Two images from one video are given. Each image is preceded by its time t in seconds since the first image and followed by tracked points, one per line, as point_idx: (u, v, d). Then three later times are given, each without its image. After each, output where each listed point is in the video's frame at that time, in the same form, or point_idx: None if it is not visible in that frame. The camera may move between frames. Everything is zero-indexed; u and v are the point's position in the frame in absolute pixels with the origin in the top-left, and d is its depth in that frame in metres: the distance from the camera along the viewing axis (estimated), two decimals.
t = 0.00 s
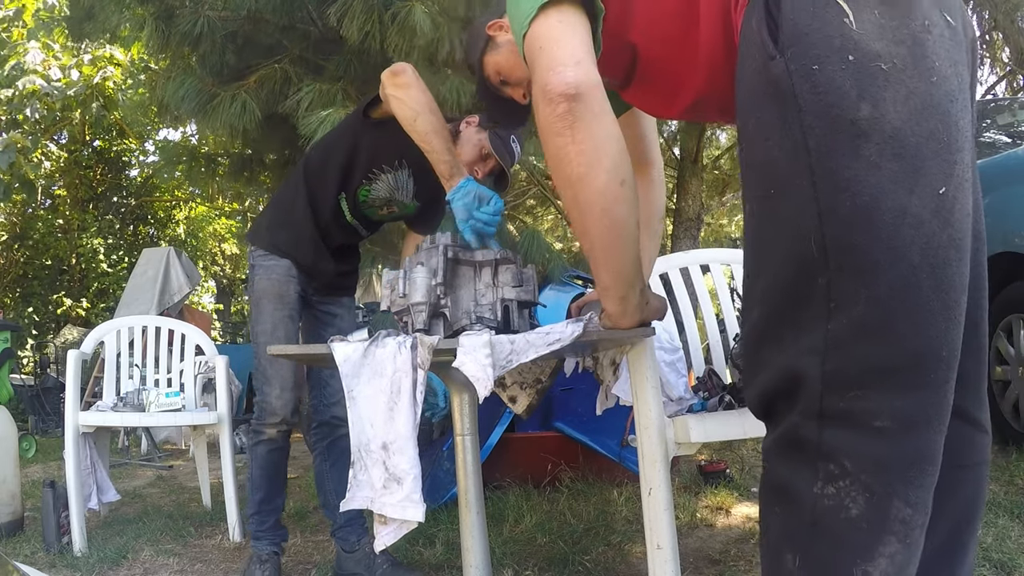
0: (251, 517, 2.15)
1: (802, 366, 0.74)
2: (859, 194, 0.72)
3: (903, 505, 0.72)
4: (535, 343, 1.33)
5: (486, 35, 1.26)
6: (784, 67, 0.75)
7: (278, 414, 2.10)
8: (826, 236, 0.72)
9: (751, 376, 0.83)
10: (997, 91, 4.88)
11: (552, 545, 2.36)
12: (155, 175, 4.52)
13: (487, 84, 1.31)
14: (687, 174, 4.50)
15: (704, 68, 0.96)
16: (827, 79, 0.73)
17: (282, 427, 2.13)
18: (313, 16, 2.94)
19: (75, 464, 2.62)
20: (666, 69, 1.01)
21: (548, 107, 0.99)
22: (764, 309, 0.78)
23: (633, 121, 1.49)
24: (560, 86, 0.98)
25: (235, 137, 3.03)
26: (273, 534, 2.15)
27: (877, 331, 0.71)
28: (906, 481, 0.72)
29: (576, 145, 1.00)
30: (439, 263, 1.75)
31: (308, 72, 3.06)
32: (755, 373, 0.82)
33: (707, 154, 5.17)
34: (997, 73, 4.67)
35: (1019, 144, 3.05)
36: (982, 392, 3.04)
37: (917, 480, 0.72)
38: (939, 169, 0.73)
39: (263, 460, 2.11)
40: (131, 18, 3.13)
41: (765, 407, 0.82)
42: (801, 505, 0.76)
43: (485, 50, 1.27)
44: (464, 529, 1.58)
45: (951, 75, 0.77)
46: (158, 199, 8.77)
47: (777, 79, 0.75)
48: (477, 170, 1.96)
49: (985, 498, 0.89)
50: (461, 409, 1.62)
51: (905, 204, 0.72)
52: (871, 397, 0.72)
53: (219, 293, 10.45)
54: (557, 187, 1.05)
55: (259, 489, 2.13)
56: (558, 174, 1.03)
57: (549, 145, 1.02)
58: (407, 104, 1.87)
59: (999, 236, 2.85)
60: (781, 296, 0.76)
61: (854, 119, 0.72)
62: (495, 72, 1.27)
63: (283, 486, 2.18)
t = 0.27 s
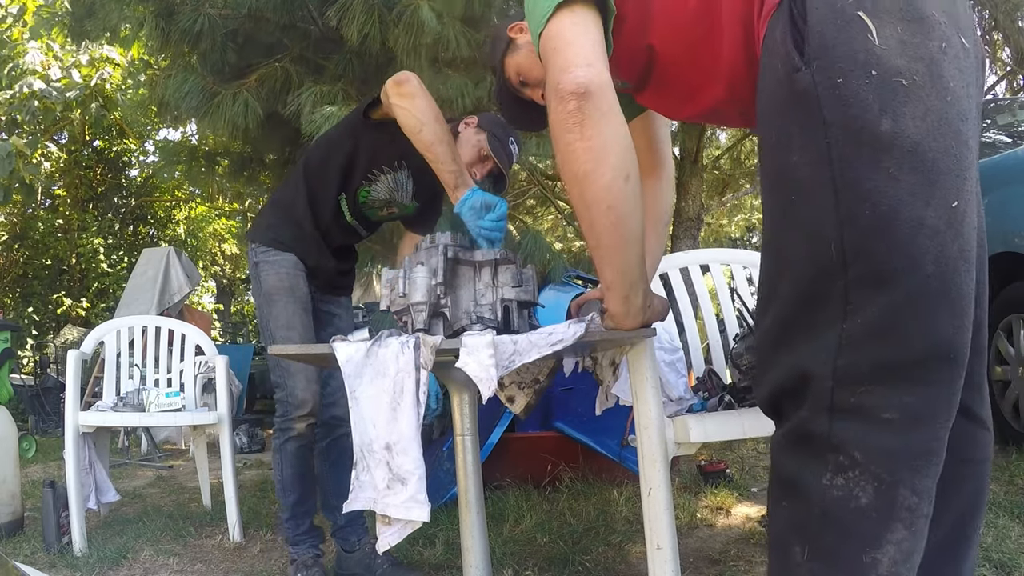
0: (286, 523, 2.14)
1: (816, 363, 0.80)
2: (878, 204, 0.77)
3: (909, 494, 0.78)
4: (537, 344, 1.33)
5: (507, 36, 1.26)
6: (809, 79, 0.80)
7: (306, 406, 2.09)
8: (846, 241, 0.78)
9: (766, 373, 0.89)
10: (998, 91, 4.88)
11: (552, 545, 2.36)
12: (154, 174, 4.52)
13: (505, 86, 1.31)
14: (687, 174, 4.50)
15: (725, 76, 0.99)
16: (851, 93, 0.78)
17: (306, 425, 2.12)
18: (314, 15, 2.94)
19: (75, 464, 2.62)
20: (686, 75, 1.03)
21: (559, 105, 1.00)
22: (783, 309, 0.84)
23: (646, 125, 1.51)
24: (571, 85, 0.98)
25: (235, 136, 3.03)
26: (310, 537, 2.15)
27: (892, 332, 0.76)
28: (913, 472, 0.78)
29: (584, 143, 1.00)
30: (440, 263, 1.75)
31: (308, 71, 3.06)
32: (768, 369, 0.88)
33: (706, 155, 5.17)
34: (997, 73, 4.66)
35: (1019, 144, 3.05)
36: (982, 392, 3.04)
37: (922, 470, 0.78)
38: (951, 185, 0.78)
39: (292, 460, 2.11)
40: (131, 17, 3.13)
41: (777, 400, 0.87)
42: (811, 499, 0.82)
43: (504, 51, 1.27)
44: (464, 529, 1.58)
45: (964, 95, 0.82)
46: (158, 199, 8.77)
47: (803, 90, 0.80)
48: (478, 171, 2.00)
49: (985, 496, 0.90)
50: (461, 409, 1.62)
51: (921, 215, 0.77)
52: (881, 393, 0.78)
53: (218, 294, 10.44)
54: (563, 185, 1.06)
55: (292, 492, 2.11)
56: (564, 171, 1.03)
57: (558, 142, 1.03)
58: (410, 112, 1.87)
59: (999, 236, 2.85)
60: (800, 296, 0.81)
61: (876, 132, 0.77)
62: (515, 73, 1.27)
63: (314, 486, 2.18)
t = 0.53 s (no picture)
0: (295, 532, 2.12)
1: (831, 363, 0.80)
2: (896, 207, 0.77)
3: (922, 488, 0.78)
4: (538, 344, 1.33)
5: (514, 40, 1.26)
6: (828, 82, 0.80)
7: (304, 412, 2.11)
8: (863, 243, 0.78)
9: (779, 372, 0.89)
10: (998, 91, 4.87)
11: (552, 545, 2.36)
12: (154, 174, 4.52)
13: (514, 89, 1.31)
14: (686, 174, 4.50)
15: (732, 81, 0.99)
16: (870, 98, 0.78)
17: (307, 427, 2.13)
18: (314, 15, 2.94)
19: (75, 464, 2.62)
20: (694, 79, 1.03)
21: (560, 104, 1.00)
22: (798, 309, 0.84)
23: (650, 127, 1.51)
24: (571, 85, 0.98)
25: (235, 136, 3.03)
26: (322, 545, 2.12)
27: (908, 333, 0.77)
28: (926, 466, 0.78)
29: (583, 142, 1.00)
30: (439, 262, 1.75)
31: (309, 70, 3.06)
32: (781, 369, 0.88)
33: (706, 155, 5.17)
34: (997, 73, 4.66)
35: (1020, 144, 3.05)
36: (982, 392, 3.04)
37: (935, 464, 0.78)
38: (964, 190, 0.80)
39: (295, 464, 2.11)
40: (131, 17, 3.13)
41: (789, 399, 0.88)
42: (824, 494, 0.82)
43: (511, 55, 1.27)
44: (464, 529, 1.58)
45: (974, 104, 0.83)
46: (158, 199, 8.77)
47: (821, 92, 0.80)
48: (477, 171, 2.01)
49: (986, 495, 0.90)
50: (461, 409, 1.62)
51: (936, 219, 0.78)
52: (895, 391, 0.78)
53: (218, 294, 10.45)
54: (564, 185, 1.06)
55: (299, 496, 2.12)
56: (565, 170, 1.03)
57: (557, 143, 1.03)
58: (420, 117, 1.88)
59: (999, 236, 2.85)
60: (816, 297, 0.82)
61: (894, 137, 0.78)
62: (523, 76, 1.27)
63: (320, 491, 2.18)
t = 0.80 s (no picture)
0: (296, 534, 2.12)
1: (838, 362, 0.80)
2: (905, 208, 0.77)
3: (927, 486, 0.78)
4: (537, 344, 1.33)
5: (512, 41, 1.27)
6: (836, 83, 0.80)
7: (303, 414, 2.11)
8: (870, 243, 0.78)
9: (785, 372, 0.89)
10: (998, 91, 4.88)
11: (552, 545, 2.36)
12: (154, 174, 4.52)
13: (513, 91, 1.32)
14: (686, 174, 4.50)
15: (731, 84, 0.99)
16: (878, 100, 0.78)
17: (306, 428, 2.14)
18: (315, 15, 2.94)
19: (75, 464, 2.62)
20: (692, 81, 1.04)
21: (555, 105, 1.00)
22: (806, 309, 0.84)
23: (648, 128, 1.51)
24: (566, 85, 0.99)
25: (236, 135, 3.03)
26: (324, 546, 2.13)
27: (915, 333, 0.77)
28: (931, 465, 0.78)
29: (580, 142, 1.00)
30: (439, 262, 1.75)
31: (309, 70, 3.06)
32: (788, 369, 0.88)
33: (706, 155, 5.17)
34: (998, 73, 4.66)
35: (1020, 144, 3.05)
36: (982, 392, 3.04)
37: (939, 462, 0.78)
38: (969, 193, 0.80)
39: (295, 466, 2.12)
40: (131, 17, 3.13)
41: (796, 399, 0.88)
42: (829, 493, 0.82)
43: (510, 56, 1.28)
44: (464, 529, 1.58)
45: (978, 108, 0.83)
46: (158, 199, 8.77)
47: (829, 93, 0.80)
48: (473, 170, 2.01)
49: (985, 494, 0.90)
50: (461, 409, 1.62)
51: (944, 221, 0.78)
52: (901, 390, 0.78)
53: (218, 294, 10.45)
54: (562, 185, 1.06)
55: (299, 499, 2.12)
56: (563, 170, 1.04)
57: (554, 143, 1.03)
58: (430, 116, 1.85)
59: (999, 236, 2.85)
60: (823, 297, 0.82)
61: (902, 139, 0.78)
62: (521, 77, 1.27)
63: (321, 494, 2.18)
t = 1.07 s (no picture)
0: (296, 536, 2.13)
1: (843, 362, 0.80)
2: (911, 209, 0.77)
3: (930, 486, 0.78)
4: (538, 344, 1.33)
5: (509, 42, 1.27)
6: (843, 82, 0.80)
7: (301, 416, 2.10)
8: (877, 244, 0.78)
9: (788, 372, 0.89)
10: (998, 91, 4.87)
11: (552, 545, 2.36)
12: (154, 174, 4.52)
13: (510, 90, 1.32)
14: (686, 174, 4.50)
15: (729, 83, 1.00)
16: (885, 99, 0.78)
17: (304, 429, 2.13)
18: (315, 15, 2.94)
19: (75, 464, 2.62)
20: (689, 81, 1.04)
21: (550, 107, 1.00)
22: (810, 310, 0.84)
23: (645, 128, 1.51)
24: (559, 88, 0.99)
25: (236, 135, 3.03)
26: (324, 547, 2.13)
27: (920, 333, 0.77)
28: (934, 465, 0.78)
29: (575, 144, 1.00)
30: (439, 262, 1.76)
31: (309, 70, 3.06)
32: (791, 369, 0.88)
33: (706, 154, 5.17)
34: (998, 73, 4.65)
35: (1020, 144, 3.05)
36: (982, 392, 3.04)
37: (942, 462, 0.79)
38: (975, 194, 0.80)
39: (293, 468, 2.12)
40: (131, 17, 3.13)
41: (799, 398, 0.88)
42: (831, 493, 0.82)
43: (507, 56, 1.28)
44: (464, 529, 1.58)
45: (982, 109, 0.83)
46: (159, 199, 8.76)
47: (836, 91, 0.80)
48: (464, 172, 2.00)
49: (986, 494, 0.90)
50: (461, 409, 1.62)
51: (950, 222, 0.78)
52: (906, 390, 0.78)
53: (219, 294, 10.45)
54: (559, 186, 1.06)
55: (299, 501, 2.13)
56: (558, 171, 1.03)
57: (550, 145, 1.03)
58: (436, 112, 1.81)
59: (999, 236, 2.84)
60: (828, 297, 0.82)
61: (909, 140, 0.78)
62: (518, 77, 1.28)
63: (319, 495, 2.18)
